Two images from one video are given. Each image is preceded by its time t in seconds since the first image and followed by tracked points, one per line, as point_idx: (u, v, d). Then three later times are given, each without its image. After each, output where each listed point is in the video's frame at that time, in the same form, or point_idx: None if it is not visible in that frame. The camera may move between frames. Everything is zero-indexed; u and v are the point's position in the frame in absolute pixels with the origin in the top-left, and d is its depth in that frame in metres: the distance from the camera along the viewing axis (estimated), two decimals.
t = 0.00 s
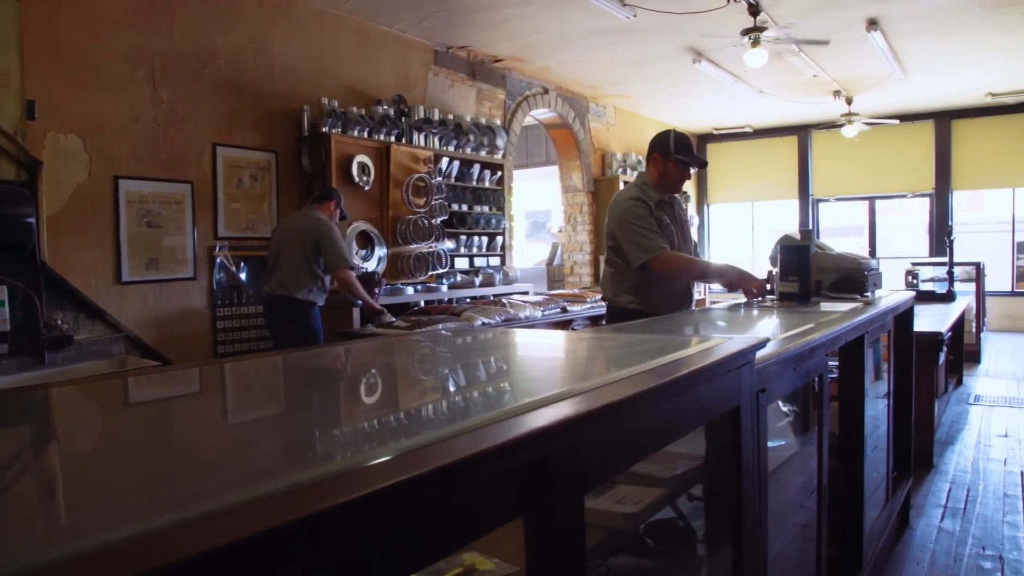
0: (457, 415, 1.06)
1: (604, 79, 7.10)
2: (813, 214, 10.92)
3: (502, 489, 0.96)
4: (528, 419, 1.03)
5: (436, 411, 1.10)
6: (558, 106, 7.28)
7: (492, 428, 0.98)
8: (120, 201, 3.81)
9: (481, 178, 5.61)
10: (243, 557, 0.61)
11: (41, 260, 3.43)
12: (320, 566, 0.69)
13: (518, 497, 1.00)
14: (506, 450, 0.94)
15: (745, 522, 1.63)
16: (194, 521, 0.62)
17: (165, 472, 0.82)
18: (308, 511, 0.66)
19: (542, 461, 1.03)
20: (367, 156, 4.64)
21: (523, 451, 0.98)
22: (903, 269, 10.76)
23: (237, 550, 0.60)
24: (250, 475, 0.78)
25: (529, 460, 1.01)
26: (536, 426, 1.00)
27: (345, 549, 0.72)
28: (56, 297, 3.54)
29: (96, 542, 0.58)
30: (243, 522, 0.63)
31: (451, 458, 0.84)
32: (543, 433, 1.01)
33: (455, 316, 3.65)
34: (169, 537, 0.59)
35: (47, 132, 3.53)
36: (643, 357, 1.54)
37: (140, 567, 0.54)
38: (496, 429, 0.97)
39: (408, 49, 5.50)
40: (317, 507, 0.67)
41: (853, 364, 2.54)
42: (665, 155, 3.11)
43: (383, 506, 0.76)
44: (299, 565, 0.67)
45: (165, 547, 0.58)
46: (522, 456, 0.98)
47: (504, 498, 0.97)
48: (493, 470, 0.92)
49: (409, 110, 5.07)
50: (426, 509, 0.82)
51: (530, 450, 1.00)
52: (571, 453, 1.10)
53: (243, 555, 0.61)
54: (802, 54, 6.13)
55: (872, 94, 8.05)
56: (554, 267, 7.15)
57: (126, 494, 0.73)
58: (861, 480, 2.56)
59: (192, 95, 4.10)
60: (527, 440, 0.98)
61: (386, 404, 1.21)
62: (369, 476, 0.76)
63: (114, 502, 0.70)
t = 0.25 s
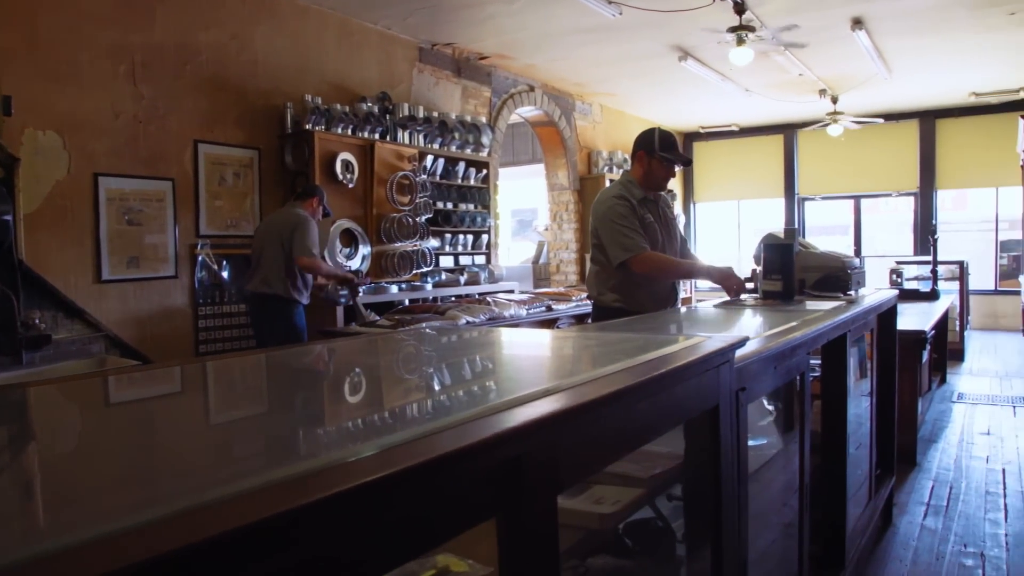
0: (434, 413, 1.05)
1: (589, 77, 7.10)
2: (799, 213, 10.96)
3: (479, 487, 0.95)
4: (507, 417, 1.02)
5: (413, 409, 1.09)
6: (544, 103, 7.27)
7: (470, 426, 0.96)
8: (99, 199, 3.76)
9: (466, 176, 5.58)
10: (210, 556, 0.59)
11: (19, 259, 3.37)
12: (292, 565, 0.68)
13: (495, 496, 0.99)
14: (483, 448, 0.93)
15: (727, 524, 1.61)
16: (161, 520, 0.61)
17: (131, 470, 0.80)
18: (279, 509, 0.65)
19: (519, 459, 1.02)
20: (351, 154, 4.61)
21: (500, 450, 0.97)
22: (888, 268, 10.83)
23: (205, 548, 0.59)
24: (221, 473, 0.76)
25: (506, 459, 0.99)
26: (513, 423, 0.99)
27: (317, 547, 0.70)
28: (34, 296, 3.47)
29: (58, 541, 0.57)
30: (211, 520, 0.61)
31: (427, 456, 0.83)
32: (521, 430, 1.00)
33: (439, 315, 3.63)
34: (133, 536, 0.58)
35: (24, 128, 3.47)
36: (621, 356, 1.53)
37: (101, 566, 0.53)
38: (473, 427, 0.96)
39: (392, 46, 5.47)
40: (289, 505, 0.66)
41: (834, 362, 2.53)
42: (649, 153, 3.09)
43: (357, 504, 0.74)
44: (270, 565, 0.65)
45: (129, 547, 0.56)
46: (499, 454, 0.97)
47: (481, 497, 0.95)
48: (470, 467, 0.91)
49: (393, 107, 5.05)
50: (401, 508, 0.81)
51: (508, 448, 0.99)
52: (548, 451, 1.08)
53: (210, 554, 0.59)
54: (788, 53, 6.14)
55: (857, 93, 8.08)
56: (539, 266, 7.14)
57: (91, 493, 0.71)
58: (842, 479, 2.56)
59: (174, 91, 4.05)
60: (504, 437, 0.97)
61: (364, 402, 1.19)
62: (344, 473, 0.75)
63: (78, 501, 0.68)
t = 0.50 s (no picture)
0: (414, 411, 1.03)
1: (576, 75, 7.08)
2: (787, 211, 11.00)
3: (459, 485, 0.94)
4: (487, 414, 1.01)
5: (394, 408, 1.08)
6: (531, 101, 7.25)
7: (449, 424, 0.96)
8: (80, 196, 3.71)
9: (453, 174, 5.56)
10: (187, 554, 0.59)
11: None
12: (271, 564, 0.68)
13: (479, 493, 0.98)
14: (463, 445, 0.92)
15: (706, 525, 1.61)
16: (137, 518, 0.61)
17: (106, 467, 0.79)
18: (258, 506, 0.65)
19: (500, 459, 1.01)
20: (336, 151, 4.58)
21: (479, 448, 0.96)
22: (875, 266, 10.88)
23: (182, 545, 0.59)
24: (196, 471, 0.75)
25: (487, 457, 0.99)
26: (493, 421, 0.98)
27: (297, 544, 0.70)
28: (12, 296, 3.38)
29: (31, 540, 0.56)
30: (188, 519, 0.61)
31: (406, 453, 0.83)
32: (502, 428, 1.00)
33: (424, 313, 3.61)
34: (111, 534, 0.58)
35: (4, 124, 3.42)
36: (598, 355, 1.52)
37: (71, 566, 0.53)
38: (454, 425, 0.95)
39: (377, 42, 5.44)
40: (267, 503, 0.66)
41: (816, 361, 2.52)
42: (634, 150, 3.09)
43: (337, 502, 0.74)
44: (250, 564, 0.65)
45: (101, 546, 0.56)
46: (479, 452, 0.97)
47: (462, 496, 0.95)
48: (450, 464, 0.91)
49: (379, 104, 5.02)
50: (382, 505, 0.80)
51: (487, 446, 0.98)
52: (529, 449, 1.08)
53: (187, 552, 0.59)
54: (775, 51, 6.15)
55: (843, 92, 8.11)
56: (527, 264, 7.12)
57: (64, 490, 0.71)
58: (826, 478, 2.55)
59: (156, 87, 4.01)
60: (484, 436, 0.96)
61: (346, 398, 1.19)
62: (321, 470, 0.74)
63: (49, 499, 0.67)
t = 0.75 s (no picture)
0: (398, 410, 1.01)
1: (563, 72, 7.07)
2: (774, 210, 11.03)
3: (443, 482, 0.94)
4: (470, 411, 1.01)
5: (380, 407, 1.05)
6: (518, 98, 7.23)
7: (432, 420, 0.95)
8: (61, 193, 3.67)
9: (439, 171, 5.54)
10: (167, 549, 0.59)
11: None
12: (254, 560, 0.67)
13: (463, 490, 0.98)
14: (445, 441, 0.92)
15: (687, 525, 1.59)
16: (117, 513, 0.60)
17: (74, 466, 0.78)
18: (239, 500, 0.64)
19: (483, 455, 1.01)
20: (321, 148, 4.54)
21: (463, 445, 0.96)
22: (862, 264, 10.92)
23: (163, 539, 0.58)
24: (165, 469, 0.74)
25: (471, 454, 0.99)
26: (475, 417, 0.98)
27: (280, 540, 0.70)
28: None
29: (10, 535, 0.55)
30: (167, 514, 0.61)
31: (388, 448, 0.82)
32: (485, 424, 0.99)
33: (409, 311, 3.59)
34: (89, 531, 0.57)
35: None
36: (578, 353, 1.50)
37: (32, 566, 0.51)
38: (438, 421, 0.95)
39: (363, 39, 5.41)
40: (248, 497, 0.65)
41: (800, 359, 2.51)
42: (620, 148, 3.08)
43: (320, 498, 0.74)
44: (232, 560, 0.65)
45: (66, 545, 0.54)
46: (461, 449, 0.96)
47: (446, 493, 0.95)
48: (434, 460, 0.91)
49: (364, 101, 4.99)
50: (366, 501, 0.80)
51: (470, 442, 0.98)
52: (512, 447, 1.07)
53: (167, 547, 0.59)
54: (762, 50, 6.16)
55: (830, 90, 8.13)
56: (514, 262, 7.10)
57: (40, 486, 0.70)
58: (810, 477, 2.54)
59: (138, 83, 3.96)
60: (467, 432, 0.96)
61: (329, 396, 1.18)
62: (304, 465, 0.74)
63: (24, 496, 0.66)
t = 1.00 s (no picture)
0: (383, 409, 0.99)
1: (551, 69, 7.05)
2: (762, 208, 11.05)
3: (427, 478, 0.93)
4: (455, 406, 1.00)
5: (367, 406, 1.03)
6: (505, 96, 7.21)
7: (417, 416, 0.95)
8: (41, 190, 3.62)
9: (425, 168, 5.51)
10: (146, 545, 0.58)
11: None
12: (235, 556, 0.66)
13: (448, 487, 0.97)
14: (430, 437, 0.91)
15: (669, 525, 1.57)
16: (97, 509, 0.59)
17: (35, 467, 0.75)
18: (216, 497, 0.63)
19: (468, 452, 1.00)
20: (306, 145, 4.51)
21: (448, 441, 0.95)
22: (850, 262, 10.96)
23: (142, 534, 0.58)
24: (128, 469, 0.72)
25: (456, 450, 0.98)
26: (460, 413, 0.97)
27: (260, 537, 0.69)
28: None
29: None
30: (146, 510, 0.60)
31: (372, 444, 0.81)
32: (470, 419, 0.98)
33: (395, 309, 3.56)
34: (66, 528, 0.56)
35: None
36: (558, 351, 1.48)
37: None
38: (424, 417, 0.94)
39: (349, 35, 5.37)
40: (230, 492, 0.65)
41: (785, 356, 2.51)
42: (606, 146, 3.06)
43: (303, 493, 0.73)
44: (213, 556, 0.64)
45: (24, 547, 0.53)
46: (445, 445, 0.95)
47: (431, 489, 0.94)
48: (419, 456, 0.90)
49: (350, 98, 4.96)
50: (350, 497, 0.79)
51: (456, 439, 0.97)
52: (497, 443, 1.07)
53: (145, 543, 0.58)
54: (750, 47, 6.15)
55: (818, 88, 8.15)
56: (501, 260, 7.07)
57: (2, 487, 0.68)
58: (796, 475, 2.53)
59: (120, 79, 3.92)
60: (451, 428, 0.95)
61: (313, 393, 1.17)
62: (287, 461, 0.73)
63: None
